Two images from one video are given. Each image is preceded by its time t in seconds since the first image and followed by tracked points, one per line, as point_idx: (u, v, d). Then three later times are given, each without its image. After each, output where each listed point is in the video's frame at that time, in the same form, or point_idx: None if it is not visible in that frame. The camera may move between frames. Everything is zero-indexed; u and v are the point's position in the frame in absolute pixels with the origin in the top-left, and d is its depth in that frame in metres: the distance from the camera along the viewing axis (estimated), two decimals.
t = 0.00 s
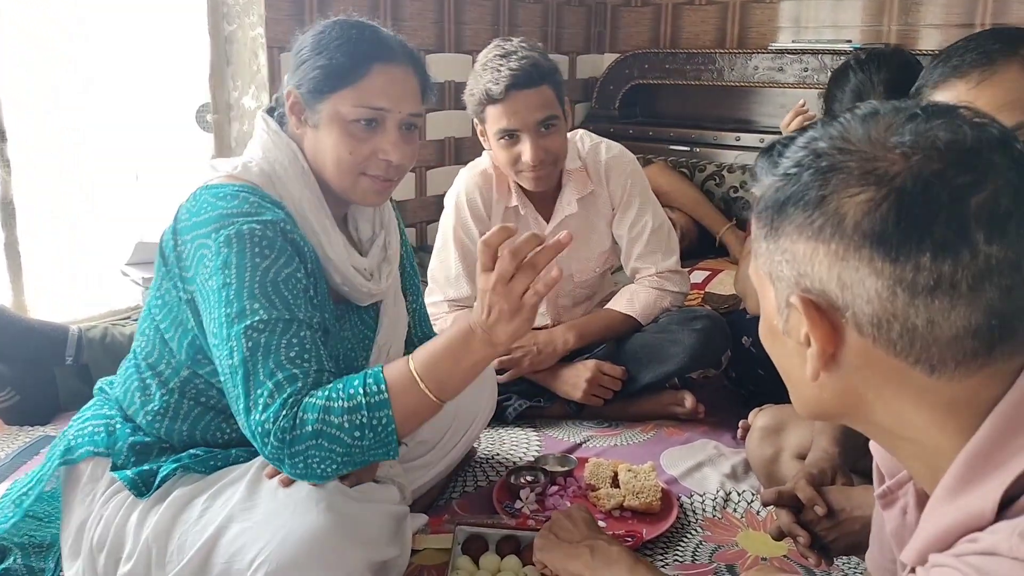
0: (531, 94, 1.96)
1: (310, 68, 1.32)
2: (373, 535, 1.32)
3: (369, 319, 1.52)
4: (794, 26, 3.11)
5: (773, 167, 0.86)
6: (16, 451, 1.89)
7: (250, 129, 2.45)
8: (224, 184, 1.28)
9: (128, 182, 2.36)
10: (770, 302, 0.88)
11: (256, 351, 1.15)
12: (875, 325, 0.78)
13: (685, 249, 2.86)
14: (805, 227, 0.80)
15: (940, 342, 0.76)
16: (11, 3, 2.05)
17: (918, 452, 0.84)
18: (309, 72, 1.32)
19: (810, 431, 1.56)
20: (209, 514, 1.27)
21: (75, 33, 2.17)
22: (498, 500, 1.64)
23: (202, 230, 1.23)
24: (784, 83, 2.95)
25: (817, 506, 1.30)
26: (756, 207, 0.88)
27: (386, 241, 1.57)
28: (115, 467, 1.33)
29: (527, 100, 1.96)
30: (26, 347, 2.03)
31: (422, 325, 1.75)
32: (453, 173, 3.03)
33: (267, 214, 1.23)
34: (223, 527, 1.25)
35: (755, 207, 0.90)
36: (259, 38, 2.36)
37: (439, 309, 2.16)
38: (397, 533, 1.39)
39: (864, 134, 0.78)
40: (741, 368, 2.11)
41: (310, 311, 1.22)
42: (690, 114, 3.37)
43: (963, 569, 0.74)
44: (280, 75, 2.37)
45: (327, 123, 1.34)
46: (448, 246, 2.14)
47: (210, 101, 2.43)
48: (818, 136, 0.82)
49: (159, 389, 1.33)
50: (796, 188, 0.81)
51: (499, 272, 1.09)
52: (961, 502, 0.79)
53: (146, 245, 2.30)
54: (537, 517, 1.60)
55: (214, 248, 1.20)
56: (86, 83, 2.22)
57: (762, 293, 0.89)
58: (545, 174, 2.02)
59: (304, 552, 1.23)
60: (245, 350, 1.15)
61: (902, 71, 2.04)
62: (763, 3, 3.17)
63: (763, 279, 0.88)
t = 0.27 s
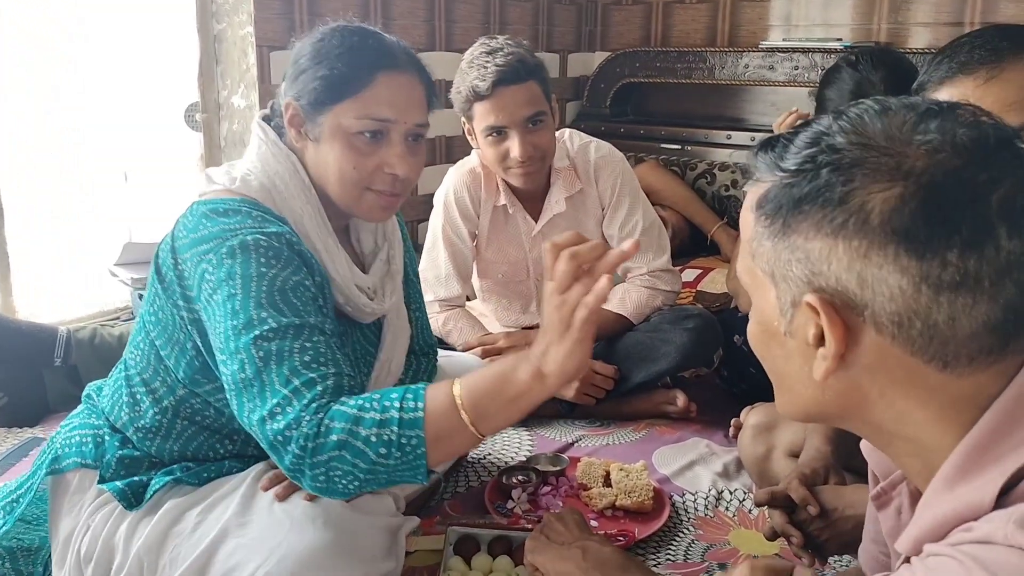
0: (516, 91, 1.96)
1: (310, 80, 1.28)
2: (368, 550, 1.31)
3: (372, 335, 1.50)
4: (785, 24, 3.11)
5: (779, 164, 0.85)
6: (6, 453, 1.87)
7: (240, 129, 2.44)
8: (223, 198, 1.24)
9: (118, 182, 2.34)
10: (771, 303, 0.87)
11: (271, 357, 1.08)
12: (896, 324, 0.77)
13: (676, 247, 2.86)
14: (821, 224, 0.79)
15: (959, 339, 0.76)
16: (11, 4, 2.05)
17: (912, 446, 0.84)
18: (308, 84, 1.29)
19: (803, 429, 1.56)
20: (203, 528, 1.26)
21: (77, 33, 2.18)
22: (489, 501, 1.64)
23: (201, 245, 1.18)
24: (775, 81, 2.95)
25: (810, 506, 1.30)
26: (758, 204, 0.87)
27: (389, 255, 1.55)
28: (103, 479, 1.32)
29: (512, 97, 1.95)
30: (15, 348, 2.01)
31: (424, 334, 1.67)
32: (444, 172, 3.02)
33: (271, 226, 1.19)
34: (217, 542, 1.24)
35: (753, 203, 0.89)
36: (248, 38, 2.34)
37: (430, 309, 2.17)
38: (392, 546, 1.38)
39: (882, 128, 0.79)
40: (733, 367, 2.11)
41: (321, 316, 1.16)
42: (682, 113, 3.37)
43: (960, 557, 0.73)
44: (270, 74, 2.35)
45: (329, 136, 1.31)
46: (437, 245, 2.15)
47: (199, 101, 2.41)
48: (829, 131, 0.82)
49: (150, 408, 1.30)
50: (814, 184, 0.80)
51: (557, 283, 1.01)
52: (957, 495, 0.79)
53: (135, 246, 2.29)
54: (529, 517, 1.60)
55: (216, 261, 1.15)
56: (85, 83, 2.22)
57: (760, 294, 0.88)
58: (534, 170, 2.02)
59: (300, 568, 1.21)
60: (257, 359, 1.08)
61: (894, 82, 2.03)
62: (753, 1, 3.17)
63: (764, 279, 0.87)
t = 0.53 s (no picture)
0: (521, 95, 1.96)
1: (334, 100, 1.23)
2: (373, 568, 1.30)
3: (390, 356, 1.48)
4: (787, 28, 3.11)
5: (785, 175, 0.84)
6: (7, 459, 1.87)
7: (241, 133, 2.44)
8: (246, 216, 1.20)
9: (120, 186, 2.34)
10: (777, 315, 0.86)
11: (299, 370, 1.01)
12: (912, 333, 0.77)
13: (678, 251, 2.85)
14: (836, 234, 0.79)
15: (975, 347, 0.76)
16: (11, 4, 2.05)
17: (915, 452, 0.84)
18: (332, 104, 1.24)
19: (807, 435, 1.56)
20: (211, 540, 1.25)
21: (78, 34, 2.17)
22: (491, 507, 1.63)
23: (225, 263, 1.13)
24: (777, 85, 2.95)
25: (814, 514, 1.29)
26: (764, 215, 0.86)
27: (411, 273, 1.52)
28: (108, 489, 1.32)
29: (516, 102, 1.95)
30: (16, 354, 2.01)
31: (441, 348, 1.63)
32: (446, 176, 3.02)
33: (299, 243, 1.15)
34: (225, 554, 1.23)
35: (757, 214, 0.89)
36: (251, 42, 2.34)
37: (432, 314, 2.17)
38: (397, 564, 1.38)
39: (893, 136, 0.79)
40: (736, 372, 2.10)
41: (347, 329, 1.10)
42: (684, 117, 3.37)
43: (961, 560, 0.72)
44: (272, 79, 2.35)
45: (353, 157, 1.27)
46: (439, 251, 2.14)
47: (201, 105, 2.42)
48: (837, 140, 0.82)
49: (161, 421, 1.29)
50: (827, 194, 0.79)
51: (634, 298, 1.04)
52: (959, 498, 0.79)
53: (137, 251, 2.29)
54: (531, 523, 1.59)
55: (240, 277, 1.10)
56: (85, 83, 2.21)
57: (764, 306, 0.88)
58: (538, 175, 2.01)
59: None
60: (286, 372, 1.01)
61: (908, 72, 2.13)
62: (755, 5, 3.17)
63: (770, 292, 0.86)
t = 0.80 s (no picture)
0: (531, 95, 1.96)
1: (358, 110, 1.23)
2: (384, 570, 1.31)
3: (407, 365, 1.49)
4: (797, 29, 3.10)
5: (800, 170, 0.84)
6: (19, 458, 1.88)
7: (251, 135, 2.45)
8: (269, 223, 1.20)
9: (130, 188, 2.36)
10: (791, 311, 0.86)
11: (322, 376, 1.01)
12: (929, 325, 0.77)
13: (687, 253, 2.85)
14: (853, 228, 0.78)
15: (990, 339, 0.76)
16: (11, 3, 2.04)
17: (926, 446, 0.84)
18: (356, 114, 1.24)
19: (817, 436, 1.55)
20: (223, 541, 1.26)
21: (75, 33, 2.16)
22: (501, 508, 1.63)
23: (247, 269, 1.13)
24: (787, 86, 2.94)
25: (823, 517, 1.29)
26: (778, 211, 0.86)
27: (430, 280, 1.51)
28: (120, 490, 1.33)
29: (526, 103, 1.95)
30: (27, 354, 2.02)
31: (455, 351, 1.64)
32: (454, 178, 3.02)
33: (322, 249, 1.15)
34: (237, 555, 1.24)
35: (770, 210, 0.88)
36: (260, 44, 2.35)
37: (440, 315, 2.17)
38: (407, 567, 1.38)
39: (908, 131, 0.79)
40: (746, 373, 2.10)
41: (370, 336, 1.10)
42: (693, 118, 3.36)
43: (975, 549, 0.72)
44: (282, 81, 2.36)
45: (376, 167, 1.27)
46: (448, 252, 2.13)
47: (211, 107, 2.42)
48: (852, 135, 0.82)
49: (177, 424, 1.29)
50: (843, 188, 0.79)
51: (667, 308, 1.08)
52: (969, 497, 0.78)
53: (148, 252, 2.30)
54: (540, 524, 1.59)
55: (264, 283, 1.10)
56: (84, 83, 2.21)
57: (778, 302, 0.88)
58: (547, 176, 2.02)
59: None
60: (310, 379, 1.01)
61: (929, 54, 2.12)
62: (765, 6, 3.16)
63: (785, 289, 0.86)
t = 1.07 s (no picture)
0: (542, 96, 1.95)
1: (377, 114, 1.23)
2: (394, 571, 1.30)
3: (421, 368, 1.49)
4: (808, 29, 3.09)
5: (813, 170, 0.83)
6: (31, 458, 1.88)
7: (262, 136, 2.46)
8: (287, 226, 1.20)
9: (141, 189, 2.37)
10: (805, 311, 0.85)
11: (343, 379, 1.01)
12: (944, 324, 0.76)
13: (698, 255, 2.83)
14: (867, 226, 0.78)
15: (1006, 337, 0.75)
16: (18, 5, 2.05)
17: (943, 446, 0.83)
18: (374, 119, 1.23)
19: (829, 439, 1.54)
20: (235, 542, 1.26)
21: (81, 34, 2.16)
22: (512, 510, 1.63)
23: (265, 272, 1.13)
24: (799, 87, 2.92)
25: (836, 520, 1.28)
26: (792, 211, 0.85)
27: (445, 283, 1.52)
28: (133, 491, 1.33)
29: (538, 103, 1.94)
30: (40, 354, 2.03)
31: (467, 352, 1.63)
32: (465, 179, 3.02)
33: (340, 253, 1.15)
34: (248, 556, 1.23)
35: (784, 210, 0.87)
36: (272, 46, 2.36)
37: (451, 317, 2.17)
38: (418, 570, 1.37)
39: (922, 129, 0.78)
40: (757, 375, 2.09)
41: (389, 339, 1.10)
42: (704, 119, 3.35)
43: (994, 548, 0.71)
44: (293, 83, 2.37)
45: (394, 172, 1.26)
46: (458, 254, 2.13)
47: (222, 108, 2.43)
48: (866, 134, 0.81)
49: (191, 426, 1.29)
50: (858, 187, 0.78)
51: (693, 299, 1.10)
52: (986, 500, 0.77)
53: (160, 253, 2.30)
54: (551, 527, 1.59)
55: (282, 285, 1.10)
56: (91, 84, 2.21)
57: (792, 302, 0.87)
58: (558, 177, 2.01)
59: None
60: (330, 382, 1.01)
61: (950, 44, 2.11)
62: (776, 7, 3.15)
63: (799, 288, 0.85)
